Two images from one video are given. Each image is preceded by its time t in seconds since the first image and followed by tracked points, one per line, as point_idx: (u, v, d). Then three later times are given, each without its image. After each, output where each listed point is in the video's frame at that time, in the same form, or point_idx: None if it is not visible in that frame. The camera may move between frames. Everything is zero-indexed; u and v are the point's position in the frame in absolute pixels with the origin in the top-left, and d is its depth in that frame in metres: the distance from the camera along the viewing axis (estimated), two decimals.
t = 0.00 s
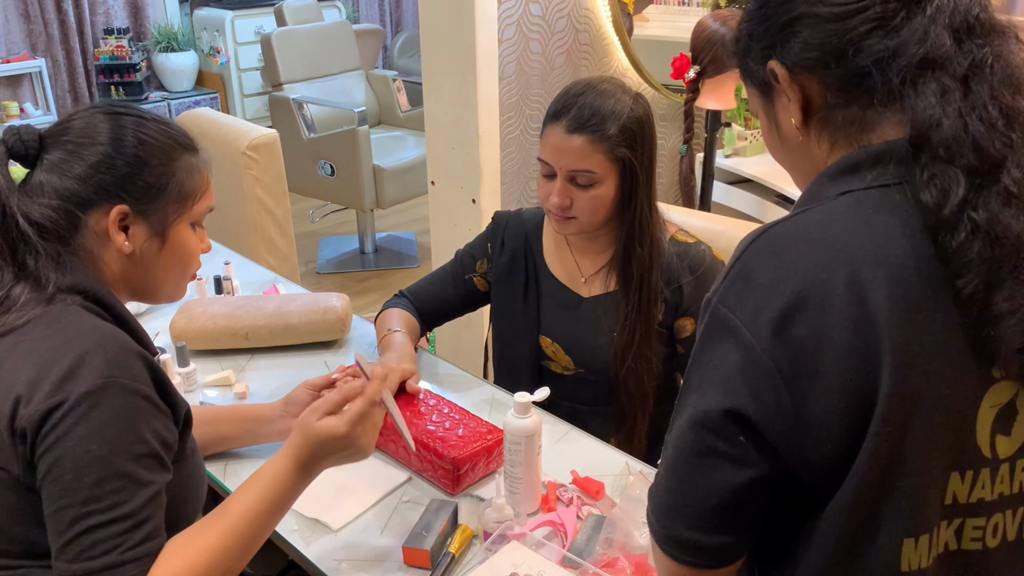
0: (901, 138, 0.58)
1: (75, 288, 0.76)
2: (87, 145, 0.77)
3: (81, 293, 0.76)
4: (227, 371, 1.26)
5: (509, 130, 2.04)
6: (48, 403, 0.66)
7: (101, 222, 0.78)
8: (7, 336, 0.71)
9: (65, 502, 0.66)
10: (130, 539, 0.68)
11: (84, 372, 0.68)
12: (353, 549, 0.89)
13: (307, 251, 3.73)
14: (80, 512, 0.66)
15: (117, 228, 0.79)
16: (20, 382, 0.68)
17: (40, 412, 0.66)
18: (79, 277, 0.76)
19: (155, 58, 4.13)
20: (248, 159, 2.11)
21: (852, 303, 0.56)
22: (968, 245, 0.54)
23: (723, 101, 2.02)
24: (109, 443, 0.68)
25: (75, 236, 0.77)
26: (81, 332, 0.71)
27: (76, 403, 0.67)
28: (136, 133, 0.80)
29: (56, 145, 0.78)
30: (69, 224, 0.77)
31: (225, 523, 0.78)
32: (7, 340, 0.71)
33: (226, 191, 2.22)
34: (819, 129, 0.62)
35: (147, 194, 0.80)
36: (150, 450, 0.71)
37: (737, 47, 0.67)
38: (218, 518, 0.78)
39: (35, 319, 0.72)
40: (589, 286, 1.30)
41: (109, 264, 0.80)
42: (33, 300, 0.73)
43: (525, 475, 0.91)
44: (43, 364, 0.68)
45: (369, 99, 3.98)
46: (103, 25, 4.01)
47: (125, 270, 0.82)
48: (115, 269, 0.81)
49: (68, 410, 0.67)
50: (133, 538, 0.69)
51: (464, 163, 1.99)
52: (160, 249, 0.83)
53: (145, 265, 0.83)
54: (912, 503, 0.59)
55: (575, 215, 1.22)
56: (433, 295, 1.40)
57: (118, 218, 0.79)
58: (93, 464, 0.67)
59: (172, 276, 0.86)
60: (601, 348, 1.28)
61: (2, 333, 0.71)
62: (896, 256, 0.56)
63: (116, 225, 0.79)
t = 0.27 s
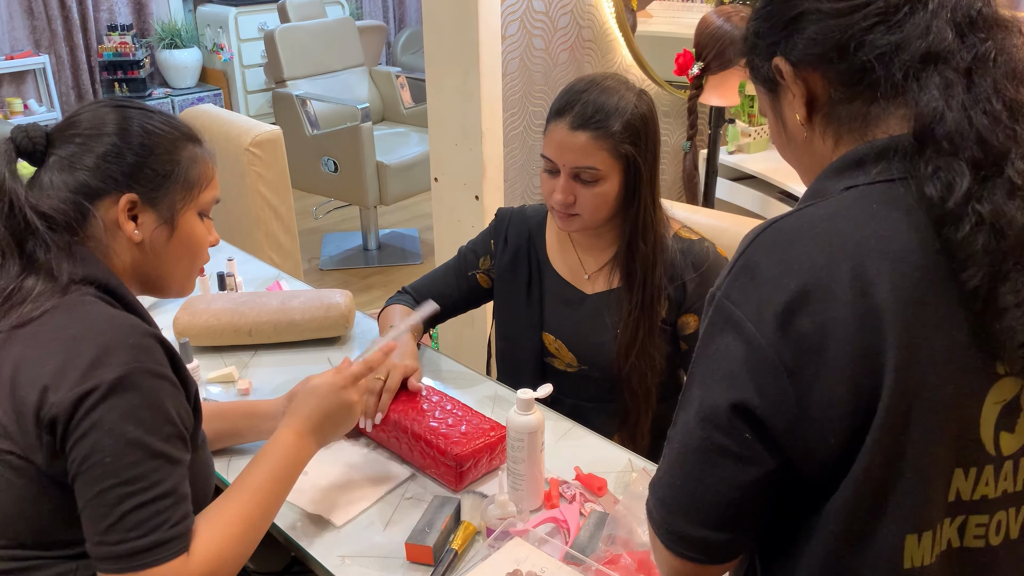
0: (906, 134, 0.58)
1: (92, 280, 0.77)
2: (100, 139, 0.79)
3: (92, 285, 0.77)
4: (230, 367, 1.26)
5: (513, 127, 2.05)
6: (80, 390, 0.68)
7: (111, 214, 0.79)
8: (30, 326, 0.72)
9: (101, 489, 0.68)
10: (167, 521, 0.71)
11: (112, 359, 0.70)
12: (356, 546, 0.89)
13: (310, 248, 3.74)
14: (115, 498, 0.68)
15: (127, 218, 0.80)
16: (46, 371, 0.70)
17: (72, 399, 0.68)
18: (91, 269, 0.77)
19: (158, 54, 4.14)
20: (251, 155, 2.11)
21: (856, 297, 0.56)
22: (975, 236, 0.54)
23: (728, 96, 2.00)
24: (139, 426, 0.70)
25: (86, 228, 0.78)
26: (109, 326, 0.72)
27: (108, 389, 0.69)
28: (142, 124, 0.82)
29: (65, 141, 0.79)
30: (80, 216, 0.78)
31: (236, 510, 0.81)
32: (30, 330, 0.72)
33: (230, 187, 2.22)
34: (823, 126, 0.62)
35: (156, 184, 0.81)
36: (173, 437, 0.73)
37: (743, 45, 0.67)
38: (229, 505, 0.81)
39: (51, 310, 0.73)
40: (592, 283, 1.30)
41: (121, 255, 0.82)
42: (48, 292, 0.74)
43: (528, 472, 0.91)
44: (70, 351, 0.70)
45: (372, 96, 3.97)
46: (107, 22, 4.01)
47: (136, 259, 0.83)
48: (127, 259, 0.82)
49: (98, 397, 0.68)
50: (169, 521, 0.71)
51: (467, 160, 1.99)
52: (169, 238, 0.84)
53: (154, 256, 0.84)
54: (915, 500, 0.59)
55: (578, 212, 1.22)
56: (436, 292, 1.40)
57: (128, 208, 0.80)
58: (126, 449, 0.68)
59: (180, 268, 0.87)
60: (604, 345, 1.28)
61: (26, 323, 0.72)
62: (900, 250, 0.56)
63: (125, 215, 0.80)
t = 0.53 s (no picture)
0: (913, 129, 0.58)
1: (116, 271, 0.77)
2: (129, 134, 0.80)
3: (117, 278, 0.78)
4: (232, 364, 1.26)
5: (515, 123, 2.05)
6: (117, 372, 0.70)
7: (134, 205, 0.79)
8: (59, 315, 0.73)
9: (131, 469, 0.70)
10: (194, 505, 0.73)
11: (145, 345, 0.73)
12: (358, 542, 0.89)
13: (312, 245, 3.74)
14: (145, 480, 0.70)
15: (150, 210, 0.80)
16: (78, 357, 0.71)
17: (110, 379, 0.70)
18: (117, 260, 0.78)
19: (160, 51, 4.13)
20: (253, 152, 2.11)
21: (859, 291, 0.56)
22: (979, 235, 0.54)
23: (730, 94, 2.00)
24: (170, 408, 0.73)
25: (109, 218, 0.78)
26: (137, 310, 0.74)
27: (143, 372, 0.71)
28: (165, 120, 0.83)
29: (91, 137, 0.80)
30: (104, 207, 0.78)
31: (247, 507, 0.83)
32: (60, 319, 0.73)
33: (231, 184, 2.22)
34: (830, 121, 0.62)
35: (180, 178, 0.81)
36: (197, 423, 0.76)
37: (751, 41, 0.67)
38: (242, 502, 0.83)
39: (81, 299, 0.74)
40: (594, 280, 1.29)
41: (143, 247, 0.81)
42: (76, 281, 0.75)
43: (530, 468, 0.91)
44: (103, 336, 0.72)
45: (374, 92, 3.97)
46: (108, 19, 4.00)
47: (158, 252, 0.82)
48: (149, 250, 0.82)
49: (132, 380, 0.71)
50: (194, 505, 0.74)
51: (469, 157, 1.99)
52: (190, 230, 0.84)
53: (176, 249, 0.83)
54: (918, 497, 0.59)
55: (581, 209, 1.22)
56: (437, 289, 1.40)
57: (150, 201, 0.80)
58: (160, 430, 0.71)
59: (200, 266, 0.86)
60: (607, 342, 1.28)
61: (56, 311, 0.73)
62: (906, 245, 0.55)
63: (148, 206, 0.80)
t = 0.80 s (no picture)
0: (919, 126, 0.57)
1: (123, 267, 0.77)
2: (143, 133, 0.80)
3: (123, 274, 0.78)
4: (233, 361, 1.26)
5: (515, 121, 2.04)
6: (120, 365, 0.70)
7: (146, 205, 0.79)
8: (67, 310, 0.73)
9: (130, 462, 0.70)
10: (192, 501, 0.73)
11: (148, 340, 0.72)
12: (359, 540, 0.89)
13: (312, 242, 3.73)
14: (145, 473, 0.70)
15: (162, 210, 0.80)
16: (83, 350, 0.71)
17: (113, 372, 0.70)
18: (125, 257, 0.78)
19: (159, 48, 4.13)
20: (253, 149, 2.10)
21: (856, 288, 0.56)
22: (984, 232, 0.53)
23: (731, 92, 2.00)
24: (172, 403, 0.72)
25: (121, 217, 0.79)
26: (143, 306, 0.74)
27: (147, 365, 0.71)
28: (179, 122, 0.83)
29: (107, 136, 0.80)
30: (116, 206, 0.78)
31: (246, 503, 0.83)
32: (67, 313, 0.73)
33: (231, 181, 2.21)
34: (837, 118, 0.62)
35: (193, 179, 0.82)
36: (199, 419, 0.76)
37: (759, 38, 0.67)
38: (241, 497, 0.83)
39: (87, 294, 0.74)
40: (596, 278, 1.29)
41: (154, 247, 0.81)
42: (82, 277, 0.75)
43: (531, 467, 0.91)
44: (108, 330, 0.72)
45: (374, 90, 3.97)
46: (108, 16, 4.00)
47: (169, 252, 0.82)
48: (160, 250, 0.82)
49: (136, 373, 0.71)
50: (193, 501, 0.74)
51: (469, 155, 1.98)
52: (201, 232, 0.84)
53: (187, 249, 0.83)
54: (916, 495, 0.59)
55: (583, 208, 1.22)
56: (438, 287, 1.39)
57: (162, 201, 0.80)
58: (162, 425, 0.71)
59: (211, 269, 0.86)
60: (607, 340, 1.28)
61: (62, 306, 0.73)
62: (908, 241, 0.55)
63: (160, 206, 0.80)
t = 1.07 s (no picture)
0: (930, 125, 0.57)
1: (124, 266, 0.77)
2: (150, 135, 0.80)
3: (124, 272, 0.77)
4: (234, 362, 1.26)
5: (516, 122, 2.04)
6: (128, 365, 0.70)
7: (153, 208, 0.79)
8: (68, 310, 0.72)
9: (145, 463, 0.70)
10: (211, 496, 0.73)
11: (155, 339, 0.72)
12: (362, 542, 0.88)
13: (311, 242, 3.73)
14: (163, 472, 0.70)
15: (168, 214, 0.79)
16: (87, 350, 0.70)
17: (120, 372, 0.69)
18: (127, 257, 0.77)
19: (158, 47, 4.12)
20: (253, 149, 2.10)
21: (862, 286, 0.55)
22: (995, 232, 0.53)
23: (731, 93, 2.00)
24: (183, 401, 0.72)
25: (126, 219, 0.78)
26: (149, 305, 0.74)
27: (154, 364, 0.71)
28: (187, 123, 0.82)
29: (114, 137, 0.80)
30: (122, 207, 0.78)
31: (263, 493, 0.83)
32: (69, 313, 0.72)
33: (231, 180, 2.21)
34: (848, 118, 0.62)
35: (199, 183, 0.81)
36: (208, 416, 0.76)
37: (772, 40, 0.67)
38: (256, 491, 0.82)
39: (89, 293, 0.73)
40: (599, 279, 1.29)
41: (159, 250, 0.81)
42: (84, 276, 0.75)
43: (535, 469, 0.91)
44: (114, 330, 0.71)
45: (373, 90, 3.96)
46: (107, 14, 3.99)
47: (174, 254, 0.82)
48: (165, 252, 0.81)
49: (143, 372, 0.70)
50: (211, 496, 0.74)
51: (470, 154, 1.98)
52: (207, 237, 0.83)
53: (192, 252, 0.83)
54: (923, 496, 0.58)
55: (587, 208, 1.22)
56: (440, 287, 1.39)
57: (169, 204, 0.79)
58: (175, 423, 0.71)
59: (216, 272, 0.86)
60: (611, 341, 1.27)
61: (64, 306, 0.73)
62: (916, 239, 0.55)
63: (166, 209, 0.79)
